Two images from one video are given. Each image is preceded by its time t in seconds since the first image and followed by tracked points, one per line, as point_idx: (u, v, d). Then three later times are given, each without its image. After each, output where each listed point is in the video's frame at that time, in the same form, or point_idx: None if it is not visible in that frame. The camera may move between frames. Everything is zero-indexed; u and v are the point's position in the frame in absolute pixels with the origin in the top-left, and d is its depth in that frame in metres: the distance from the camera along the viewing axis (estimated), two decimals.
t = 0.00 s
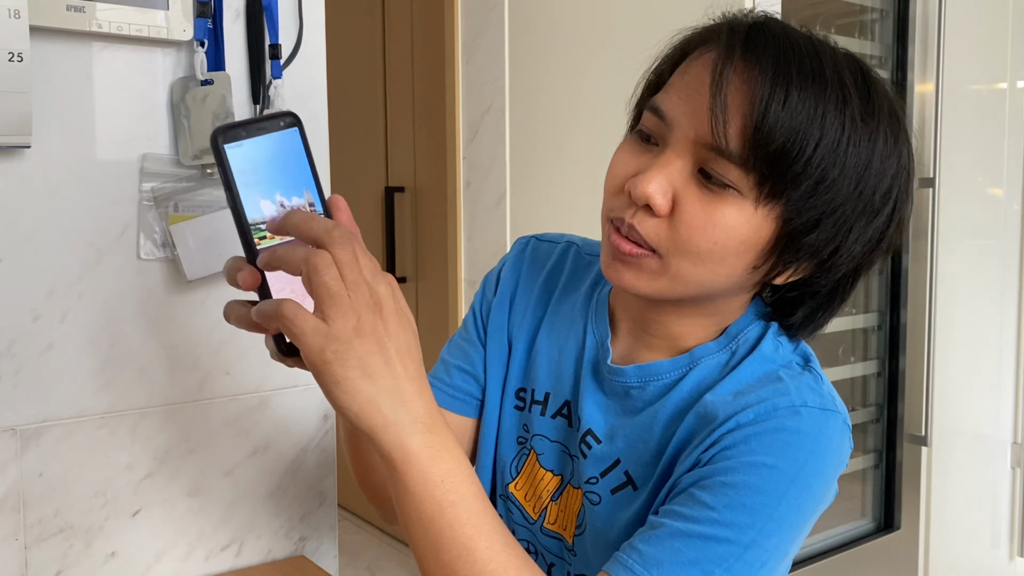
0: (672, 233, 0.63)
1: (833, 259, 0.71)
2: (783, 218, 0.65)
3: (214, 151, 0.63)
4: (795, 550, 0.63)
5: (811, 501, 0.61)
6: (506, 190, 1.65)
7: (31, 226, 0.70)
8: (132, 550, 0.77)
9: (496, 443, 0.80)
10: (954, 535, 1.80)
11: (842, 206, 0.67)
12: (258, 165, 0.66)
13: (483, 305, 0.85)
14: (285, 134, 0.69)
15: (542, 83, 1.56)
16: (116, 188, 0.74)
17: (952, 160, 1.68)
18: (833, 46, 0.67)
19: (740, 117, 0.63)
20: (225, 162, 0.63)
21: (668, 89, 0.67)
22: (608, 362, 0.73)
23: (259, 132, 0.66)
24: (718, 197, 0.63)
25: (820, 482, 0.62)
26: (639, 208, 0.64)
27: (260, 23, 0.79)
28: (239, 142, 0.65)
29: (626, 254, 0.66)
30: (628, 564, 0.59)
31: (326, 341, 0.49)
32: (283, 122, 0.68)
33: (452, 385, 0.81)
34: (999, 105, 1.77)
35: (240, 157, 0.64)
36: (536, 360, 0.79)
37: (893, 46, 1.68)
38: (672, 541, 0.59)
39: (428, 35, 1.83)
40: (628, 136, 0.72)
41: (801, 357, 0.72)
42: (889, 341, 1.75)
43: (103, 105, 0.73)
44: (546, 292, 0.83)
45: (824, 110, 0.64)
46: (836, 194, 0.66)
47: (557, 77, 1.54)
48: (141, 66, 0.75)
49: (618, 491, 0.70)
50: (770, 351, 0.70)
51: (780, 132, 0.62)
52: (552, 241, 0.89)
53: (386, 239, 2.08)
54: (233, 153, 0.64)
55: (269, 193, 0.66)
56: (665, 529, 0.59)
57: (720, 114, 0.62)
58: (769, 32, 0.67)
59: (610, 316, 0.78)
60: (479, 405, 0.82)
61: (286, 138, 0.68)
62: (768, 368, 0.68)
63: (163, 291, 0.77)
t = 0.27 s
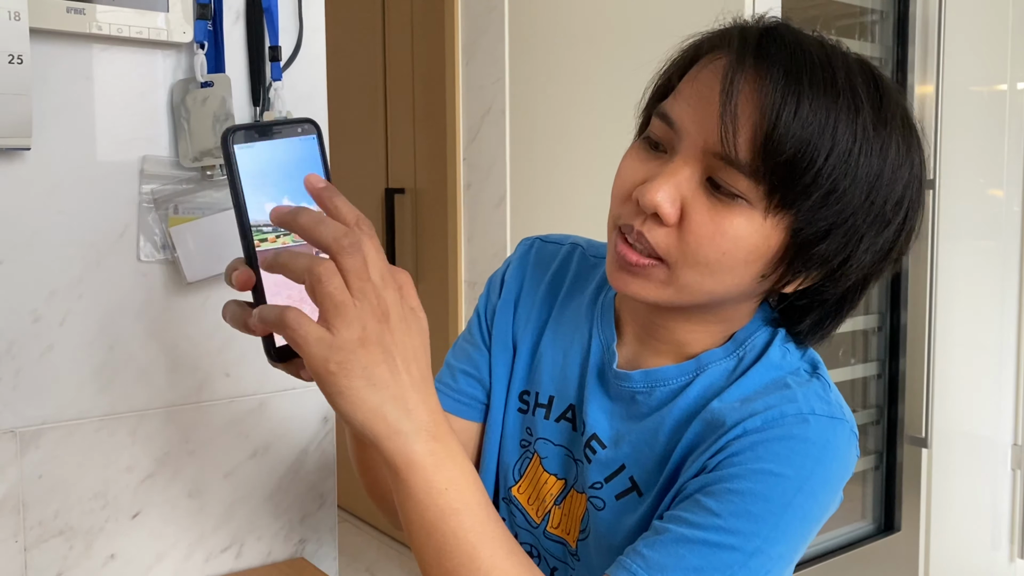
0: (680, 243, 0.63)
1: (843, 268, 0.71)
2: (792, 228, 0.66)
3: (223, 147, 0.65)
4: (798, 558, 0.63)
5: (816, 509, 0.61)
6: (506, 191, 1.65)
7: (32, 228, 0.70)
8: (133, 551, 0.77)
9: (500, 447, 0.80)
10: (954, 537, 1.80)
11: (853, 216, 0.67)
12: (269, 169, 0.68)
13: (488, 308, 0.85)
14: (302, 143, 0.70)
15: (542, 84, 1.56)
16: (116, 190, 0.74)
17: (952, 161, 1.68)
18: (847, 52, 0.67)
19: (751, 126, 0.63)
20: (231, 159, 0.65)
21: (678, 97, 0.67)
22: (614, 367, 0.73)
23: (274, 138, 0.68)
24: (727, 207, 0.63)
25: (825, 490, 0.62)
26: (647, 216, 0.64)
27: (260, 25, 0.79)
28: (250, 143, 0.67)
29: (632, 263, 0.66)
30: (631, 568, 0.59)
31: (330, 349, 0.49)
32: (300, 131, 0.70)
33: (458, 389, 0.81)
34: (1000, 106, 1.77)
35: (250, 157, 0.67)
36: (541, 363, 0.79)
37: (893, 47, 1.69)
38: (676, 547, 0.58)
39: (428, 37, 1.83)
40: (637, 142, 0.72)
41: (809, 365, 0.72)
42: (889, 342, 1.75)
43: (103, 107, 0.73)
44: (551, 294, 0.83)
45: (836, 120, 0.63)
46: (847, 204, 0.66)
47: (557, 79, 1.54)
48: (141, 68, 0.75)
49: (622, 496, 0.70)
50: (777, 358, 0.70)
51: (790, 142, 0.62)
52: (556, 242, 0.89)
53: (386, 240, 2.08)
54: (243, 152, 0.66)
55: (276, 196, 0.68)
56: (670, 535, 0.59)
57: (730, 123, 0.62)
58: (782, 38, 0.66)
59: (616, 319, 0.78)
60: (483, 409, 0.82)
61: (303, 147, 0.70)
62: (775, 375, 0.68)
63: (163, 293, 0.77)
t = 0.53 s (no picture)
0: (679, 241, 0.63)
1: (844, 268, 0.70)
2: (791, 226, 0.65)
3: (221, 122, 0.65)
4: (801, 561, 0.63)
5: (819, 512, 0.62)
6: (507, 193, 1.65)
7: (34, 230, 0.70)
8: (135, 553, 0.77)
9: (503, 448, 0.80)
10: (955, 540, 1.79)
11: (852, 214, 0.67)
12: (266, 148, 0.67)
13: (492, 308, 0.85)
14: (298, 125, 0.70)
15: (542, 86, 1.56)
16: (117, 192, 0.74)
17: (953, 163, 1.68)
18: (845, 52, 0.67)
19: (748, 125, 0.63)
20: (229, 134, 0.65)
21: (677, 97, 0.67)
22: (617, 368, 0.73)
23: (271, 117, 0.68)
24: (725, 205, 0.63)
25: (828, 492, 0.62)
26: (646, 215, 0.64)
27: (261, 27, 0.79)
28: (248, 121, 0.67)
29: (632, 261, 0.66)
30: (632, 568, 0.59)
31: (326, 337, 0.51)
32: (296, 113, 0.70)
33: (462, 390, 0.80)
34: (1000, 108, 1.77)
35: (247, 134, 0.66)
36: (544, 364, 0.79)
37: (894, 50, 1.70)
38: (678, 549, 0.59)
39: (429, 39, 1.84)
40: (638, 144, 0.72)
41: (813, 367, 0.72)
42: (890, 344, 1.76)
43: (104, 109, 0.73)
44: (555, 296, 0.84)
45: (833, 118, 0.63)
46: (847, 202, 0.66)
47: (557, 81, 1.54)
48: (143, 70, 0.75)
49: (625, 498, 0.70)
50: (780, 360, 0.70)
51: (788, 140, 0.62)
52: (560, 244, 0.88)
53: (387, 242, 2.08)
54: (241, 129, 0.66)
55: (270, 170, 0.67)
56: (672, 536, 0.59)
57: (727, 121, 0.63)
58: (780, 39, 0.66)
59: (620, 321, 0.78)
60: (486, 410, 0.82)
61: (298, 128, 0.70)
62: (778, 377, 0.68)
63: (164, 295, 0.77)
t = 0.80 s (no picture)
0: (671, 240, 0.63)
1: (834, 264, 0.70)
2: (780, 223, 0.65)
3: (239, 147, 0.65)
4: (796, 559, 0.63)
5: (813, 511, 0.62)
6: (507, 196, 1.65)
7: (35, 234, 0.70)
8: (135, 557, 0.77)
9: (501, 453, 0.80)
10: (955, 542, 1.79)
11: (840, 210, 0.66)
12: (284, 174, 0.68)
13: (487, 315, 0.85)
14: (314, 150, 0.71)
15: (543, 88, 1.56)
16: (117, 197, 0.74)
17: (953, 165, 1.68)
18: (828, 51, 0.67)
19: (734, 124, 0.63)
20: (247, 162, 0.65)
21: (665, 99, 0.68)
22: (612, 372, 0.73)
23: (289, 143, 0.69)
24: (715, 204, 0.63)
25: (821, 491, 0.62)
26: (637, 215, 0.64)
27: (261, 31, 0.80)
28: (266, 146, 0.67)
29: (625, 262, 0.66)
30: (629, 570, 0.59)
31: (312, 349, 0.50)
32: (312, 138, 0.71)
33: (461, 398, 0.80)
34: (1000, 110, 1.77)
35: (265, 159, 0.67)
36: (541, 369, 0.79)
37: (894, 52, 1.69)
38: (673, 551, 0.59)
39: (429, 41, 1.84)
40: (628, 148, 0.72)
41: (805, 366, 0.72)
42: (890, 346, 1.76)
43: (105, 114, 0.73)
44: (550, 301, 0.84)
45: (817, 114, 0.63)
46: (836, 199, 0.66)
47: (558, 84, 1.54)
48: (143, 75, 0.75)
49: (621, 500, 0.70)
50: (773, 360, 0.70)
51: (774, 136, 0.62)
52: (555, 250, 0.88)
53: (387, 244, 2.08)
54: (260, 154, 0.67)
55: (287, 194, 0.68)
56: (668, 538, 0.59)
57: (713, 120, 0.63)
58: (763, 40, 0.67)
59: (614, 324, 0.78)
60: (484, 417, 0.81)
61: (314, 153, 0.71)
62: (771, 377, 0.69)
63: (164, 300, 0.77)
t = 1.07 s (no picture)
0: (660, 244, 0.64)
1: (823, 258, 0.70)
2: (766, 221, 0.65)
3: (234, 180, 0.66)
4: (792, 557, 0.63)
5: (807, 509, 0.61)
6: (507, 198, 1.65)
7: (35, 238, 0.70)
8: (135, 560, 0.78)
9: (500, 459, 0.80)
10: (956, 544, 1.79)
11: (826, 205, 0.67)
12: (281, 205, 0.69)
13: (484, 325, 0.85)
14: (309, 180, 0.72)
15: (542, 91, 1.56)
16: (118, 201, 0.74)
17: (953, 167, 1.68)
18: (804, 49, 0.68)
19: (713, 126, 0.63)
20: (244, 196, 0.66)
21: (646, 105, 0.68)
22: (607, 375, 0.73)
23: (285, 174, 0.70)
24: (702, 205, 0.63)
25: (815, 488, 0.62)
26: (626, 221, 0.64)
27: (262, 35, 0.80)
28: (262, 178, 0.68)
29: (618, 267, 0.66)
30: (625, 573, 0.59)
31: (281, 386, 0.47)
32: (308, 169, 0.72)
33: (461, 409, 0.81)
34: (1000, 112, 1.77)
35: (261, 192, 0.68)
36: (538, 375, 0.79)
37: (894, 54, 1.70)
38: (667, 550, 0.59)
39: (429, 44, 1.84)
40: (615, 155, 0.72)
41: (795, 366, 0.72)
42: (890, 348, 1.76)
43: (105, 118, 0.73)
44: (546, 307, 0.84)
45: (796, 112, 0.64)
46: (821, 194, 0.66)
47: (557, 86, 1.54)
48: (143, 79, 0.75)
49: (618, 502, 0.70)
50: (764, 360, 0.70)
51: (755, 136, 0.62)
52: (549, 257, 0.89)
53: (387, 246, 2.08)
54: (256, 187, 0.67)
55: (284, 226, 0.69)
56: (661, 539, 0.59)
57: (693, 125, 0.63)
58: (739, 43, 0.67)
59: (608, 328, 0.78)
60: (484, 425, 0.82)
61: (309, 183, 0.72)
62: (763, 377, 0.69)
63: (164, 303, 0.77)
